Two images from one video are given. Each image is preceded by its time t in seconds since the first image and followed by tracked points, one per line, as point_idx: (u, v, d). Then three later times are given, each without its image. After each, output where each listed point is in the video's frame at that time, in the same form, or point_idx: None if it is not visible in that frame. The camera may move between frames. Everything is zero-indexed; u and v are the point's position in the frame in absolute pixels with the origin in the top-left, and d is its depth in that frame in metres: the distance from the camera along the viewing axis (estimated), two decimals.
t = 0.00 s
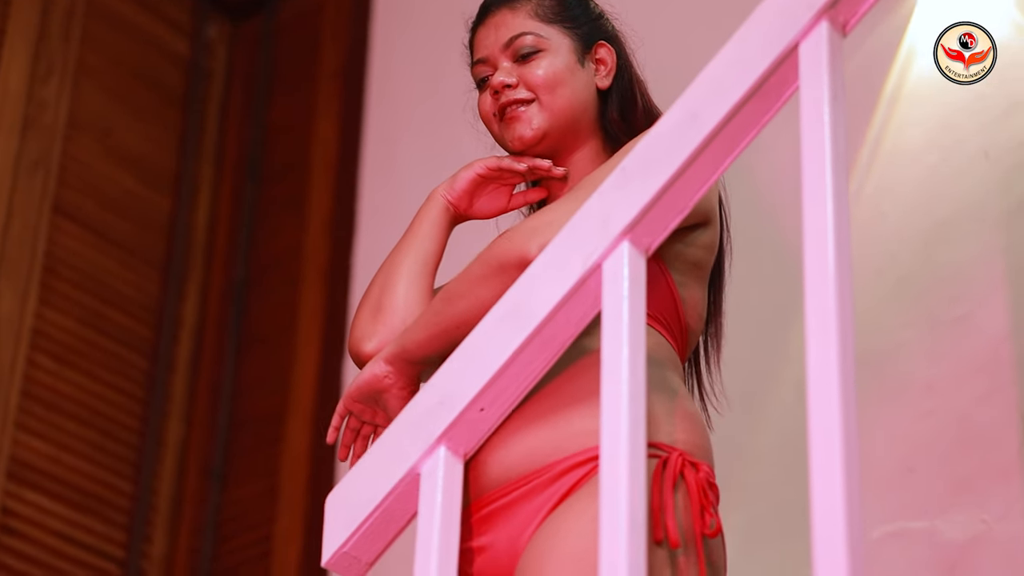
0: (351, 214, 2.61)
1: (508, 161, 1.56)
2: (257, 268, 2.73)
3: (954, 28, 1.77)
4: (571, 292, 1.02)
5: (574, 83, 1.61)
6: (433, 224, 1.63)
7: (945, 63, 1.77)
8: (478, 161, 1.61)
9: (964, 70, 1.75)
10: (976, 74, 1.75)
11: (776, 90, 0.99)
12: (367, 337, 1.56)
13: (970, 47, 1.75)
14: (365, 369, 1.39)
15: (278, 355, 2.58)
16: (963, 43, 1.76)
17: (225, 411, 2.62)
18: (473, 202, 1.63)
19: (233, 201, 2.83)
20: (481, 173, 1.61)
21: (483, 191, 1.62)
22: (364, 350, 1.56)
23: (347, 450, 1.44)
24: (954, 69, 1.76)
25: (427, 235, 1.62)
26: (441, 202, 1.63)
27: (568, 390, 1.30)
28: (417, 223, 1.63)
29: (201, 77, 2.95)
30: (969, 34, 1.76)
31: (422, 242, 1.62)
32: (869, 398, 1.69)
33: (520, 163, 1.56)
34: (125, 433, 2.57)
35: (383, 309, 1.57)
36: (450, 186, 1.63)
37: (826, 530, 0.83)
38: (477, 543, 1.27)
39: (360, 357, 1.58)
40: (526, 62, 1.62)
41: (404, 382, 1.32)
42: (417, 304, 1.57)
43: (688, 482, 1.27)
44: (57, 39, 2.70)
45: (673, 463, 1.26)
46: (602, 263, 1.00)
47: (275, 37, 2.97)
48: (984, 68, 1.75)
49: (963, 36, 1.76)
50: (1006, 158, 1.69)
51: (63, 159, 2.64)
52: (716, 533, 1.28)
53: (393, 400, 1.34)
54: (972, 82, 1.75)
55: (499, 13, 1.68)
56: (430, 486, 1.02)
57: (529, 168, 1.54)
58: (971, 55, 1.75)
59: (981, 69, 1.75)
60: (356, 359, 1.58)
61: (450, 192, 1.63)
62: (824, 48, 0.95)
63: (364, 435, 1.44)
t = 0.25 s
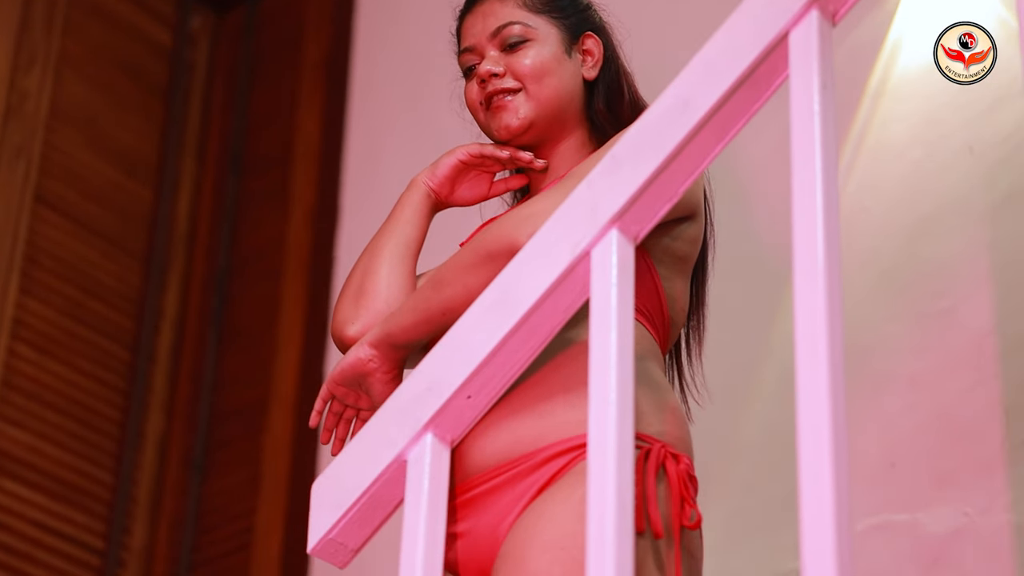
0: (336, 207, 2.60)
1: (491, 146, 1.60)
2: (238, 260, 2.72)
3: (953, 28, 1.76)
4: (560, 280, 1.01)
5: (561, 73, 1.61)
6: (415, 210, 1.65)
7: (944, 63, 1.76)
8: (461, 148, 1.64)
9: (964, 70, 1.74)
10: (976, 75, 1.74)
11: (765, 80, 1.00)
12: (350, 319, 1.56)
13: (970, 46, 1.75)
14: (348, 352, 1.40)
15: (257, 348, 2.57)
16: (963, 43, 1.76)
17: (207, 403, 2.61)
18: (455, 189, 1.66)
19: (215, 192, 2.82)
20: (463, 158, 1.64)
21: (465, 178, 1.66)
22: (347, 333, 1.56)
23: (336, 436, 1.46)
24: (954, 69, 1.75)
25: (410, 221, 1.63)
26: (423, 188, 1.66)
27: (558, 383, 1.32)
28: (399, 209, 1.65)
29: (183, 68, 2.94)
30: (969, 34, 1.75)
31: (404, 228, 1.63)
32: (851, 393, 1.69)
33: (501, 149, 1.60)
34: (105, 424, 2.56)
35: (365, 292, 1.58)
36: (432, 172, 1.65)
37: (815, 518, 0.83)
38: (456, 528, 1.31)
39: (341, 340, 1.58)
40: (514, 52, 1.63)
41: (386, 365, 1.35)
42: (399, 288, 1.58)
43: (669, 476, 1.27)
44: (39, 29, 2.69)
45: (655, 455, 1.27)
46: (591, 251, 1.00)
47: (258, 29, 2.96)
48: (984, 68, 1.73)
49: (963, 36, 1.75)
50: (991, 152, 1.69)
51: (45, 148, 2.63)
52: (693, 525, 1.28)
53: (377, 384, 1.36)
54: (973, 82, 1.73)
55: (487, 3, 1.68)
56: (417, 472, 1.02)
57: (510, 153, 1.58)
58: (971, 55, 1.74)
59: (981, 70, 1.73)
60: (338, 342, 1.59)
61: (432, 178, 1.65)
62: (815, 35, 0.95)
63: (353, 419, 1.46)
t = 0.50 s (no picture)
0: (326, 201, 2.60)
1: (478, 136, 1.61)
2: (224, 253, 2.71)
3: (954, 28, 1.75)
4: (551, 269, 1.01)
5: (551, 64, 1.62)
6: (400, 197, 1.64)
7: (945, 63, 1.75)
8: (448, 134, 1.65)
9: (964, 70, 1.73)
10: (975, 74, 1.73)
11: (758, 68, 0.99)
12: (336, 301, 1.56)
13: (970, 46, 1.74)
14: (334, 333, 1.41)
15: (243, 340, 2.56)
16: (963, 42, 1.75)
17: (192, 398, 2.59)
18: (440, 176, 1.66)
19: (201, 184, 2.81)
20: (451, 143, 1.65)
21: (451, 164, 1.66)
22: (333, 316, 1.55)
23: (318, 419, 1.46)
24: (954, 69, 1.74)
25: (395, 205, 1.63)
26: (409, 175, 1.65)
27: (546, 375, 1.35)
28: (383, 195, 1.65)
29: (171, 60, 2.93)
30: (970, 34, 1.74)
31: (389, 212, 1.63)
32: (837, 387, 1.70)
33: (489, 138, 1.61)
34: (91, 415, 2.56)
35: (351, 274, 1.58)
36: (418, 158, 1.65)
37: (808, 502, 0.83)
38: (444, 512, 1.35)
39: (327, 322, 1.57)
40: (504, 42, 1.63)
41: (373, 346, 1.36)
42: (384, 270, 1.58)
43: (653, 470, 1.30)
44: (26, 19, 2.68)
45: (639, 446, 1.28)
46: (583, 238, 1.00)
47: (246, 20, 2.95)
48: (984, 68, 1.72)
49: (963, 36, 1.75)
50: (979, 146, 1.69)
51: (32, 139, 2.62)
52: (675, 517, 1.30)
53: (364, 365, 1.37)
54: (973, 81, 1.72)
55: None
56: (409, 460, 1.03)
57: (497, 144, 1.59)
58: (971, 55, 1.73)
59: (981, 69, 1.72)
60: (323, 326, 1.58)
61: (418, 164, 1.65)
62: (809, 23, 0.95)
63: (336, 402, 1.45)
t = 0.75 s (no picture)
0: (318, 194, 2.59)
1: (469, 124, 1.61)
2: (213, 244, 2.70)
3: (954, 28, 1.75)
4: (547, 255, 1.02)
5: (543, 56, 1.62)
6: (388, 181, 1.65)
7: (945, 63, 1.74)
8: (438, 120, 1.65)
9: (964, 70, 1.72)
10: (976, 75, 1.71)
11: (755, 55, 0.99)
12: (325, 284, 1.55)
13: (970, 46, 1.73)
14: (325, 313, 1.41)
15: (232, 329, 2.56)
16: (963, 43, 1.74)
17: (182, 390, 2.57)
18: (429, 162, 1.66)
19: (191, 174, 2.79)
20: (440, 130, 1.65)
21: (440, 151, 1.67)
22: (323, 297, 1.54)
23: (305, 400, 1.45)
24: (954, 69, 1.73)
25: (384, 191, 1.63)
26: (397, 160, 1.66)
27: (531, 372, 1.36)
28: (372, 179, 1.65)
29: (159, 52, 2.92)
30: (970, 35, 1.74)
31: (378, 197, 1.63)
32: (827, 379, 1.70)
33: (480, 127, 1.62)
34: (80, 405, 2.55)
35: (341, 258, 1.57)
36: (408, 143, 1.66)
37: (806, 487, 0.83)
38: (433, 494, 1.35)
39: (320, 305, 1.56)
40: (496, 33, 1.63)
41: (364, 327, 1.36)
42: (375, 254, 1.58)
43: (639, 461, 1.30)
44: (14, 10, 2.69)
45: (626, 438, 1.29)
46: (579, 224, 1.00)
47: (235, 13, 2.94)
48: (984, 68, 1.71)
49: (963, 36, 1.74)
50: (971, 139, 1.69)
51: (20, 129, 2.62)
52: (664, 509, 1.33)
53: (355, 346, 1.38)
54: (972, 81, 1.71)
55: None
56: (403, 446, 1.03)
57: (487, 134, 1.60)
58: (971, 55, 1.73)
59: (982, 69, 1.71)
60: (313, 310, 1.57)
61: (408, 150, 1.65)
62: (805, 11, 0.95)
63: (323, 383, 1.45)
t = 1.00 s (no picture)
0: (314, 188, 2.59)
1: (465, 117, 1.63)
2: (206, 234, 2.70)
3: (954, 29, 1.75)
4: (548, 239, 1.02)
5: (539, 48, 1.62)
6: (382, 168, 1.64)
7: (945, 63, 1.74)
8: (433, 109, 1.66)
9: (964, 70, 1.72)
10: (975, 74, 1.71)
11: (755, 42, 0.99)
12: (322, 270, 1.55)
13: (970, 46, 1.73)
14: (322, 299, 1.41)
15: (228, 318, 2.56)
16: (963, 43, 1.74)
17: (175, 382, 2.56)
18: (422, 150, 1.67)
19: (185, 163, 2.78)
20: (433, 118, 1.66)
21: (432, 140, 1.67)
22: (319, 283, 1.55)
23: (299, 383, 1.45)
24: (954, 69, 1.73)
25: (379, 176, 1.63)
26: (392, 147, 1.66)
27: (523, 364, 1.36)
28: (367, 165, 1.65)
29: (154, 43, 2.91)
30: (970, 35, 1.74)
31: (372, 183, 1.63)
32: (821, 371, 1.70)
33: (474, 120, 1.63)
34: (73, 396, 2.54)
35: (336, 243, 1.57)
36: (403, 132, 1.66)
37: (804, 466, 0.83)
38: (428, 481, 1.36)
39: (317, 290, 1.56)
40: (493, 25, 1.62)
41: (362, 312, 1.37)
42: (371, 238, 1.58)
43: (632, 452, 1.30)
44: None
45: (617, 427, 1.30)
46: (579, 210, 1.00)
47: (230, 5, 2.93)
48: (984, 68, 1.71)
49: (963, 36, 1.74)
50: (967, 131, 1.70)
51: (15, 119, 2.60)
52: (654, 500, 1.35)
53: (353, 331, 1.38)
54: (973, 82, 1.71)
55: None
56: (402, 430, 1.03)
57: (482, 128, 1.62)
58: (971, 55, 1.72)
59: (981, 69, 1.71)
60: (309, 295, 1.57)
61: (402, 137, 1.66)
62: None
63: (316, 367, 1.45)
